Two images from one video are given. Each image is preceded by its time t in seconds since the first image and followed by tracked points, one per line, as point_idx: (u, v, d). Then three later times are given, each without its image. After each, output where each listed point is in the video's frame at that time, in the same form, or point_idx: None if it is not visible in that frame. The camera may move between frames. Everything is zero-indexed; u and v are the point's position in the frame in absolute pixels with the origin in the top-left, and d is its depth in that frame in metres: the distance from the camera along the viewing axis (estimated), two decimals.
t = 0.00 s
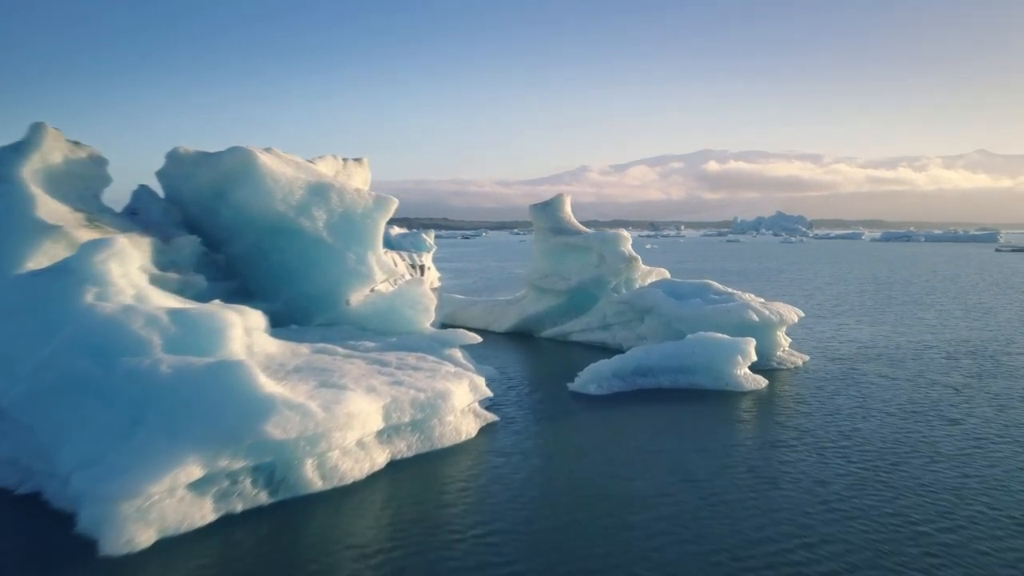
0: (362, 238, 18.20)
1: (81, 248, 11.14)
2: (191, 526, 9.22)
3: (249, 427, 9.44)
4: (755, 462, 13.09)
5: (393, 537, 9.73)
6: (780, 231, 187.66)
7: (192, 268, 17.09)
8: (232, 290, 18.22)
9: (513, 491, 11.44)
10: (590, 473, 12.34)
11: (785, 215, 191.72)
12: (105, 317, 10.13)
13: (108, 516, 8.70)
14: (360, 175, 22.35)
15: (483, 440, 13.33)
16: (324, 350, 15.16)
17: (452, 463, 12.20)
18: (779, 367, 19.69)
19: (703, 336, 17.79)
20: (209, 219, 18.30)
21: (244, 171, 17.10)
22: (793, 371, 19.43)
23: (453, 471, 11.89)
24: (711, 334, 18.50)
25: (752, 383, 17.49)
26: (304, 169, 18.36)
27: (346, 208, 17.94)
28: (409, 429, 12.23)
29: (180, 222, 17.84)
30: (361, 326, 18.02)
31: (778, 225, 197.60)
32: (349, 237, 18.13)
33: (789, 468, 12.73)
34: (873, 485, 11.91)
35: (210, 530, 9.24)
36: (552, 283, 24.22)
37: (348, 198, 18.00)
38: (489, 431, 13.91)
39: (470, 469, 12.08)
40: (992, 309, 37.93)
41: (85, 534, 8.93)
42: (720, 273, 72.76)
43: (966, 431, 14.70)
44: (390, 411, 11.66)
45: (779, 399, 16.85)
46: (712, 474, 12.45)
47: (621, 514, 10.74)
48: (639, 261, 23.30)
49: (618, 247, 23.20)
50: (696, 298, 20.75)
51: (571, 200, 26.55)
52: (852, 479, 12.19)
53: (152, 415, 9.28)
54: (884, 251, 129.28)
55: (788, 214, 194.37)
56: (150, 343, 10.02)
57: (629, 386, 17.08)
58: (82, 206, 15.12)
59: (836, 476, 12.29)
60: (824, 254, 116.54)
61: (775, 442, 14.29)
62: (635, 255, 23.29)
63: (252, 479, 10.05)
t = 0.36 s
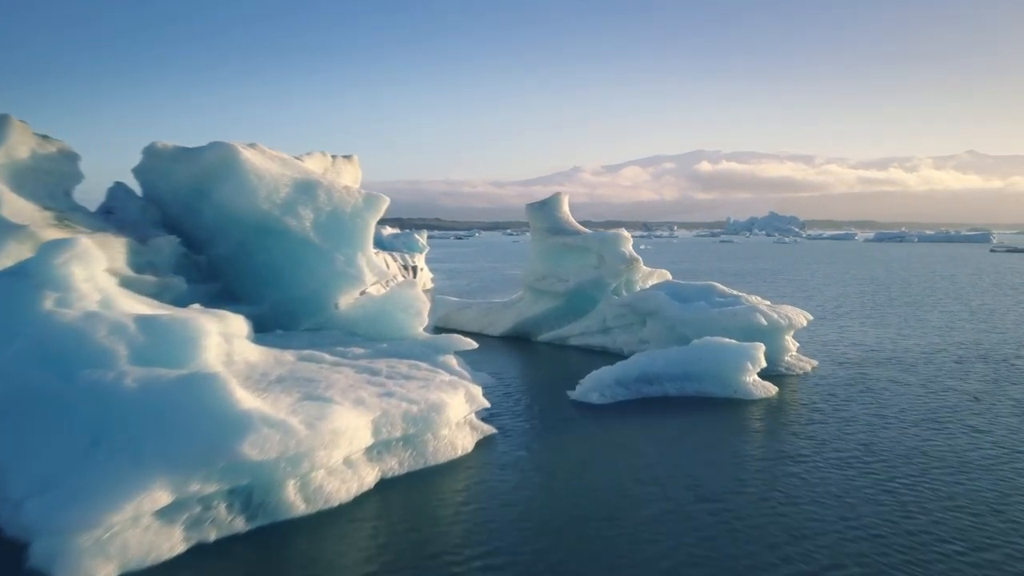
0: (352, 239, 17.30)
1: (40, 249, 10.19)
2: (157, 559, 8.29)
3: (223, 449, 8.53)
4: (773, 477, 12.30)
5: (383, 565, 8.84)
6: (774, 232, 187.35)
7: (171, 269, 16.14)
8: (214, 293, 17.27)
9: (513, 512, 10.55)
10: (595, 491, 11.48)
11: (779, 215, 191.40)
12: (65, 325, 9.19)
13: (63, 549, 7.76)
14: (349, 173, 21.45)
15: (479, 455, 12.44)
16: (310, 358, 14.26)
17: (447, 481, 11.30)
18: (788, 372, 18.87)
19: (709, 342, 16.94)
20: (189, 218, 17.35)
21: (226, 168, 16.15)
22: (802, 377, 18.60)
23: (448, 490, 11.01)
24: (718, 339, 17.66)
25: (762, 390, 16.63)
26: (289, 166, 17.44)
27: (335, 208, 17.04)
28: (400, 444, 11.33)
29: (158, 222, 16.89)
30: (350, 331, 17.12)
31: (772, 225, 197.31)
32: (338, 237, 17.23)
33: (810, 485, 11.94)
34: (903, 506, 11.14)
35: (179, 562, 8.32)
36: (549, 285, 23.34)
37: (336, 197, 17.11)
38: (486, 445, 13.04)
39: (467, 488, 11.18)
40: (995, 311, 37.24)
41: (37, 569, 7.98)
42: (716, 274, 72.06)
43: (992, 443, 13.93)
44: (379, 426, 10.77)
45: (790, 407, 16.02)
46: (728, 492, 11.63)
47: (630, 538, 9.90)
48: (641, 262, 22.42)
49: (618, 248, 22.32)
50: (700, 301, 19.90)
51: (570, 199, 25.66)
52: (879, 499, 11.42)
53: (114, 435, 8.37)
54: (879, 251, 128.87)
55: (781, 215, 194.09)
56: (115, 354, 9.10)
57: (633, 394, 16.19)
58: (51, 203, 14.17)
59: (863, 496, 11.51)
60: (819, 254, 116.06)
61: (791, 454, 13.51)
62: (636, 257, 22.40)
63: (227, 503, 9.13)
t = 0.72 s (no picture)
0: (346, 239, 16.38)
1: None
2: None
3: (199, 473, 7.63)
4: (799, 496, 11.47)
5: None
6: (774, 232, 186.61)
7: (155, 271, 15.23)
8: (202, 296, 16.35)
9: (520, 537, 9.66)
10: (608, 513, 10.58)
11: (779, 215, 190.61)
12: (23, 334, 8.27)
13: None
14: (344, 170, 20.56)
15: (482, 472, 11.54)
16: (302, 367, 13.37)
17: (448, 502, 10.41)
18: (805, 379, 17.98)
19: (724, 347, 16.05)
20: (174, 217, 16.43)
21: (212, 163, 15.24)
22: (820, 384, 17.72)
23: (449, 512, 10.12)
24: (732, 344, 16.78)
25: (779, 398, 15.76)
26: (280, 162, 16.52)
27: (328, 206, 16.14)
28: (397, 462, 10.43)
29: (140, 221, 15.97)
30: (345, 336, 16.22)
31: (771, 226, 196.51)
32: (331, 238, 16.31)
33: (840, 505, 11.12)
34: (944, 527, 10.34)
35: None
36: (553, 287, 22.45)
37: (329, 195, 16.20)
38: (490, 460, 12.14)
39: (469, 509, 10.29)
40: (1007, 312, 36.39)
41: None
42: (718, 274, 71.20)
43: None
44: (374, 443, 9.87)
45: (810, 416, 15.15)
46: (753, 514, 10.80)
47: (649, 567, 9.02)
48: (648, 263, 21.52)
49: (624, 248, 21.42)
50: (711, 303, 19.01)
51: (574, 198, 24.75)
52: (917, 520, 10.62)
53: (74, 459, 7.45)
54: (880, 251, 128.12)
55: (781, 215, 193.36)
56: (78, 368, 8.18)
57: (644, 403, 15.27)
58: (23, 201, 13.27)
59: (898, 516, 10.71)
60: (820, 254, 115.28)
61: (816, 468, 12.70)
62: (643, 257, 21.50)
63: (203, 533, 8.22)
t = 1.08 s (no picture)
0: (341, 239, 15.46)
1: None
2: None
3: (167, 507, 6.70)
4: (833, 519, 10.57)
5: None
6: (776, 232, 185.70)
7: (138, 273, 14.29)
8: (189, 300, 15.41)
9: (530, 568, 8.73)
10: (626, 539, 9.66)
11: (781, 215, 189.73)
12: None
13: None
14: (341, 168, 19.64)
15: (487, 493, 10.61)
16: (292, 377, 12.46)
17: (450, 528, 9.48)
18: (826, 387, 17.05)
19: (743, 354, 15.12)
20: (159, 216, 15.49)
21: (198, 158, 14.30)
22: (842, 392, 16.79)
23: (451, 540, 9.19)
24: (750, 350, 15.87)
25: (802, 408, 14.83)
26: (273, 158, 15.54)
27: (322, 204, 15.20)
28: (394, 484, 9.50)
29: (123, 221, 15.03)
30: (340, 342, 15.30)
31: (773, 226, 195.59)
32: (326, 237, 15.39)
33: (877, 531, 10.23)
34: (995, 559, 9.50)
35: None
36: (558, 289, 21.53)
37: (324, 192, 15.25)
38: (495, 478, 11.22)
39: (473, 537, 9.36)
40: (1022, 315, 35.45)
41: None
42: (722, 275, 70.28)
43: None
44: (368, 464, 8.97)
45: (835, 427, 14.23)
46: (785, 540, 9.91)
47: None
48: (658, 265, 20.59)
49: (634, 249, 20.50)
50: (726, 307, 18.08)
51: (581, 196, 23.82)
52: (967, 551, 9.72)
53: (22, 493, 6.52)
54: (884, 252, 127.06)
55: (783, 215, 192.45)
56: (33, 386, 7.26)
57: (658, 414, 14.33)
58: None
59: (942, 545, 9.81)
60: (824, 255, 114.30)
61: (845, 485, 11.81)
62: (653, 258, 20.58)
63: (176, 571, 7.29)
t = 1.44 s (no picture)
0: (336, 240, 14.53)
1: None
2: None
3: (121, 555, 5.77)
4: (872, 546, 9.64)
5: None
6: (778, 232, 184.73)
7: (118, 276, 13.29)
8: (174, 304, 14.42)
9: None
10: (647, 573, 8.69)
11: (784, 216, 188.78)
12: None
13: None
14: (337, 164, 18.69)
15: (492, 520, 9.65)
16: (280, 390, 11.49)
17: (452, 562, 8.51)
18: (850, 396, 16.10)
19: (764, 362, 14.15)
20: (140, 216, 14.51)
21: (180, 153, 13.32)
22: (867, 402, 15.81)
23: None
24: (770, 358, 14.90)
25: (828, 419, 13.86)
26: (262, 153, 14.55)
27: (314, 202, 14.23)
28: (389, 514, 8.54)
29: (101, 220, 14.04)
30: (335, 350, 14.33)
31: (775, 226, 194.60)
32: (319, 238, 14.45)
33: (921, 557, 9.36)
34: None
35: None
36: (564, 292, 20.55)
37: (317, 189, 14.28)
38: (501, 502, 10.27)
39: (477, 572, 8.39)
40: None
41: None
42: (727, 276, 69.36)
43: None
44: (360, 492, 8.02)
45: (864, 441, 13.28)
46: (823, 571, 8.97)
47: None
48: (670, 266, 19.65)
49: (644, 249, 19.56)
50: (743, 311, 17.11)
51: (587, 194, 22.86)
52: None
53: None
54: (888, 252, 126.20)
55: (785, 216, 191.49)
56: None
57: (675, 428, 13.36)
58: None
59: None
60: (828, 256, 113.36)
61: (879, 505, 10.92)
62: (664, 259, 19.64)
63: None
